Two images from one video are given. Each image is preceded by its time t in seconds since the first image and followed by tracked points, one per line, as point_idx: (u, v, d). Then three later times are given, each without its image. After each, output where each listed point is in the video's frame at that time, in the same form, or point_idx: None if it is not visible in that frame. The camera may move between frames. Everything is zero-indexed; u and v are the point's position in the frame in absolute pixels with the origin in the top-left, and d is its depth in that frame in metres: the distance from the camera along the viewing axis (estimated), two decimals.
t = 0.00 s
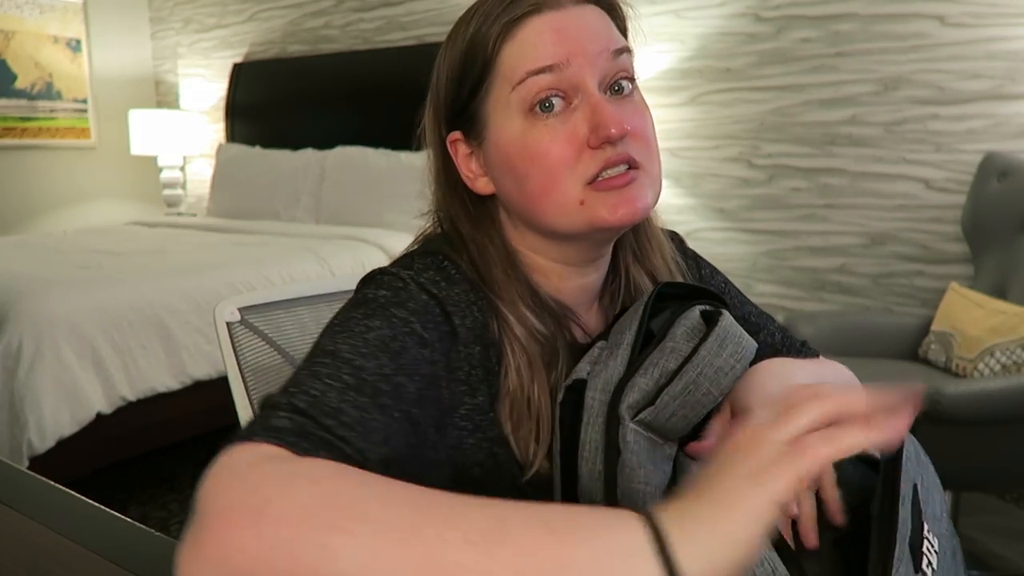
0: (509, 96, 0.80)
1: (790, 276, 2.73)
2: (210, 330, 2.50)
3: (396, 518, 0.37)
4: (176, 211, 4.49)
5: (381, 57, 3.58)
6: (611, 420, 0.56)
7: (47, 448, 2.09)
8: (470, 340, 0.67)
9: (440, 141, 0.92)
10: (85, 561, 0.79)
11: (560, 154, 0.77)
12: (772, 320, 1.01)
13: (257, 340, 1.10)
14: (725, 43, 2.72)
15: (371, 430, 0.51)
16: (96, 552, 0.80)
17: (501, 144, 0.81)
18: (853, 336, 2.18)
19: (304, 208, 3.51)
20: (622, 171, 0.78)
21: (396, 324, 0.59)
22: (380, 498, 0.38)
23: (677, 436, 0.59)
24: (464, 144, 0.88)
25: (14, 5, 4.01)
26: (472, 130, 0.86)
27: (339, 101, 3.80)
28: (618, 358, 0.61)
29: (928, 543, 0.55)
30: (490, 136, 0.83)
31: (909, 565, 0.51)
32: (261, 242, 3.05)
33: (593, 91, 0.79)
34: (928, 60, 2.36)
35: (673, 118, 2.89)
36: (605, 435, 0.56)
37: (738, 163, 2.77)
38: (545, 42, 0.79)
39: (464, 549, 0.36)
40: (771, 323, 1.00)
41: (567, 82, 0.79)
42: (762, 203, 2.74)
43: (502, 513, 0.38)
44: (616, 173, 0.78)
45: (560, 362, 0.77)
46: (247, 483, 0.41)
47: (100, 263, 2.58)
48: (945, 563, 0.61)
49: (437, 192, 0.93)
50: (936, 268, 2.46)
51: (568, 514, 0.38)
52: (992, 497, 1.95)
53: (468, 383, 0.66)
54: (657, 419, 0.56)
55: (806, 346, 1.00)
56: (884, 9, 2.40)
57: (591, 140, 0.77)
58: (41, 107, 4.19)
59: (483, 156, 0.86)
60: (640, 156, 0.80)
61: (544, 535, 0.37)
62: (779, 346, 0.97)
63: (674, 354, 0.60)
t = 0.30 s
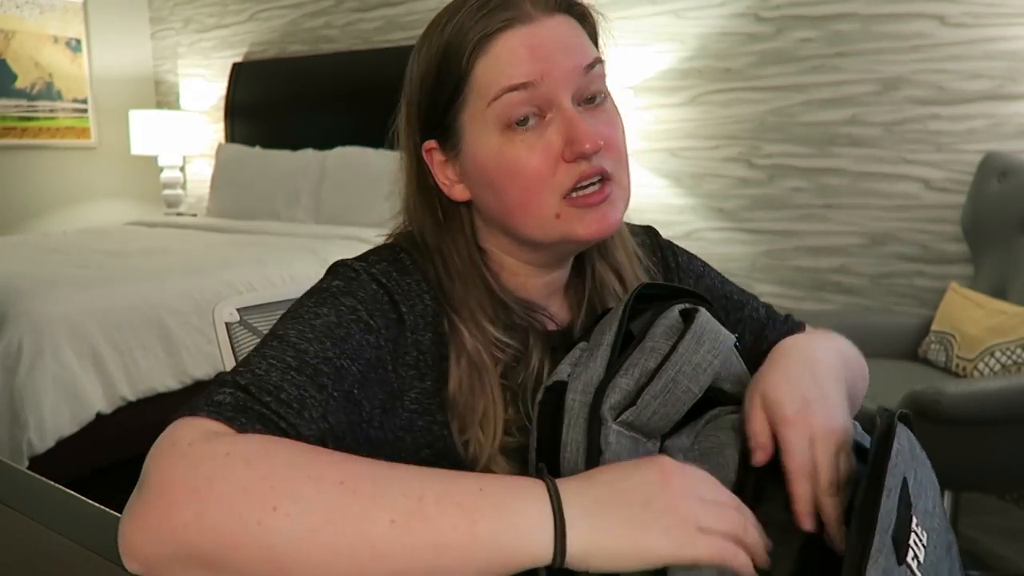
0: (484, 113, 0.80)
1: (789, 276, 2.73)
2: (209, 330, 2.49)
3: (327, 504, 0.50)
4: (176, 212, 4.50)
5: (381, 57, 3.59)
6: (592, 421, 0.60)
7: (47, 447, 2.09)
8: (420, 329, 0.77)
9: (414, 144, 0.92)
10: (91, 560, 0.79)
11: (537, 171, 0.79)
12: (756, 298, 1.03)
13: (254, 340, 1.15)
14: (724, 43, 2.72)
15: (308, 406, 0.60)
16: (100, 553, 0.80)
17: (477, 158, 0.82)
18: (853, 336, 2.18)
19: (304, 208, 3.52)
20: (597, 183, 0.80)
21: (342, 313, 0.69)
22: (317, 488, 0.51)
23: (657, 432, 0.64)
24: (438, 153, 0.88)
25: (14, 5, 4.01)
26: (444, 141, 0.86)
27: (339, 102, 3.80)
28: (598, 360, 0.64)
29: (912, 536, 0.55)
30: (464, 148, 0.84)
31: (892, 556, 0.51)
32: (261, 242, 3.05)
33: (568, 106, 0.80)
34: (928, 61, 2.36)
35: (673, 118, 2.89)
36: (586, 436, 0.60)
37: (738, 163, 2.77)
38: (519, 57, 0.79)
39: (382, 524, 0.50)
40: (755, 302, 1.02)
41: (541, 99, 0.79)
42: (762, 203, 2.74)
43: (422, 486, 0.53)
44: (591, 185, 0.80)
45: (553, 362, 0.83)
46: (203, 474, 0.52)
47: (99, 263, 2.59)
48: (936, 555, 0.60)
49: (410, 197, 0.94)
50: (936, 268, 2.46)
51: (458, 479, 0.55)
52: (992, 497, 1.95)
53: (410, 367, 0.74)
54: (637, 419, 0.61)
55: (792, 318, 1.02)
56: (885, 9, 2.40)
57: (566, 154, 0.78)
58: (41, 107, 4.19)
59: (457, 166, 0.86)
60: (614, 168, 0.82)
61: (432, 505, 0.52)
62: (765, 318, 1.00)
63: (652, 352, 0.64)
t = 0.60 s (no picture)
0: (423, 107, 0.84)
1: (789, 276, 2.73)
2: (210, 330, 2.49)
3: (366, 500, 0.56)
4: (176, 212, 4.49)
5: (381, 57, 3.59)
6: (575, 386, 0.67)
7: (47, 448, 2.09)
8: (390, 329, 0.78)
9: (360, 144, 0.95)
10: (91, 560, 0.79)
11: (472, 163, 0.82)
12: (733, 229, 1.04)
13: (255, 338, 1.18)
14: (725, 43, 2.72)
15: (316, 418, 0.63)
16: (101, 553, 0.80)
17: (416, 151, 0.85)
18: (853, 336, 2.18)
19: (304, 208, 3.52)
20: (531, 177, 0.83)
21: (321, 322, 0.71)
22: (353, 489, 0.56)
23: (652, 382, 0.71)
24: (381, 148, 0.91)
25: (14, 5, 4.00)
26: (388, 137, 0.89)
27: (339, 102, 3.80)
28: (579, 336, 0.71)
29: (911, 498, 0.57)
30: (405, 142, 0.87)
31: (861, 495, 0.56)
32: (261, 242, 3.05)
33: (502, 101, 0.83)
34: (928, 61, 2.36)
35: (673, 118, 2.90)
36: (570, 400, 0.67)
37: (737, 163, 2.78)
38: (458, 53, 0.82)
39: (422, 515, 0.56)
40: (733, 236, 1.03)
41: (477, 95, 0.82)
42: (762, 203, 2.74)
43: (446, 467, 0.59)
44: (524, 178, 0.83)
45: (521, 350, 0.84)
46: (239, 499, 0.55)
47: (100, 263, 2.59)
48: (951, 539, 0.59)
49: (363, 198, 0.96)
50: (936, 268, 2.46)
51: (472, 453, 0.60)
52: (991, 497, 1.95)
53: (394, 368, 0.76)
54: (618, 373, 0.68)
55: (779, 233, 1.02)
56: (885, 9, 2.40)
57: (500, 148, 0.81)
58: (41, 107, 4.18)
59: (401, 160, 0.89)
60: (549, 164, 0.85)
61: (462, 487, 0.57)
62: (745, 258, 1.01)
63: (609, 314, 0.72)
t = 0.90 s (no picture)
0: (374, 116, 0.85)
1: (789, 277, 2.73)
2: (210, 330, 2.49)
3: (367, 484, 0.60)
4: (176, 212, 4.49)
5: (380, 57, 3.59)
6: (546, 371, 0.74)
7: (47, 448, 2.09)
8: (366, 331, 0.80)
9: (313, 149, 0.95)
10: (91, 561, 0.79)
11: (424, 173, 0.83)
12: (699, 215, 1.02)
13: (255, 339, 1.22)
14: (725, 43, 2.72)
15: (309, 420, 0.65)
16: (101, 553, 0.80)
17: (369, 161, 0.86)
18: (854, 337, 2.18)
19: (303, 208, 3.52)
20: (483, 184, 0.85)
21: (299, 327, 0.73)
22: (354, 476, 0.60)
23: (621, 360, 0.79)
24: (335, 156, 0.92)
25: (14, 4, 3.99)
26: (340, 145, 0.90)
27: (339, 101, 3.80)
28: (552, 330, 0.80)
29: (854, 454, 0.65)
30: (358, 152, 0.88)
31: (804, 451, 0.63)
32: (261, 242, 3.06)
33: (453, 109, 0.85)
34: (928, 61, 2.36)
35: (672, 118, 2.90)
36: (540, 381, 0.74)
37: (738, 163, 2.77)
38: (406, 63, 0.83)
39: (423, 496, 0.60)
40: (698, 225, 1.02)
41: (427, 103, 0.84)
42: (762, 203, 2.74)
43: (435, 448, 0.63)
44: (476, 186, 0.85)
45: (496, 350, 0.88)
46: (246, 500, 0.57)
47: (100, 263, 2.59)
48: (907, 499, 0.65)
49: (320, 206, 0.97)
50: (936, 268, 2.46)
51: (457, 435, 0.65)
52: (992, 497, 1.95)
53: (377, 369, 0.79)
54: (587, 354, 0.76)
55: (749, 217, 1.00)
56: (885, 9, 2.40)
57: (452, 158, 0.83)
58: (41, 107, 4.18)
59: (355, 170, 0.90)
60: (501, 170, 0.87)
61: (456, 465, 0.62)
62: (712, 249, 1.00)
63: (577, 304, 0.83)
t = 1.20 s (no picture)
0: (348, 142, 0.82)
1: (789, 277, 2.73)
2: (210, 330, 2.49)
3: (361, 480, 0.61)
4: (176, 212, 4.49)
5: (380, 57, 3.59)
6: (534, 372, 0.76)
7: (47, 448, 2.09)
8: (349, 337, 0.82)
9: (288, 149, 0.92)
10: (91, 561, 0.79)
11: (392, 208, 0.82)
12: (683, 221, 0.96)
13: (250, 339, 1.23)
14: (725, 43, 2.72)
15: (299, 421, 0.66)
16: (100, 554, 0.80)
17: (339, 184, 0.84)
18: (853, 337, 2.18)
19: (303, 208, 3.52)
20: (449, 225, 0.85)
21: (286, 335, 0.75)
22: (346, 469, 0.61)
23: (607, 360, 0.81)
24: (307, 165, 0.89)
25: (14, 5, 3.99)
26: (312, 154, 0.88)
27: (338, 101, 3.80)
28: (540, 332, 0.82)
29: (830, 444, 0.67)
30: (328, 170, 0.86)
31: (782, 440, 0.66)
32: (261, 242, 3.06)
33: (431, 149, 0.82)
34: (928, 61, 2.36)
35: (672, 118, 2.90)
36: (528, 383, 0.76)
37: (738, 163, 2.77)
38: (386, 97, 0.80)
39: (416, 490, 0.61)
40: (682, 232, 0.96)
41: (405, 139, 0.81)
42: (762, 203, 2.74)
43: (425, 446, 0.65)
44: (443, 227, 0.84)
45: (477, 357, 0.90)
46: (241, 495, 0.57)
47: (99, 263, 2.59)
48: (889, 488, 0.67)
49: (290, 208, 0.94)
50: (936, 268, 2.46)
51: (448, 435, 0.67)
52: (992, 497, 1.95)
53: (362, 373, 0.80)
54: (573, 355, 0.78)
55: (735, 229, 0.95)
56: (885, 9, 2.40)
57: (422, 198, 0.82)
58: (41, 107, 4.18)
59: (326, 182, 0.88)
60: (470, 211, 0.86)
61: (447, 461, 0.64)
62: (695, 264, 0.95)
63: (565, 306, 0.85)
